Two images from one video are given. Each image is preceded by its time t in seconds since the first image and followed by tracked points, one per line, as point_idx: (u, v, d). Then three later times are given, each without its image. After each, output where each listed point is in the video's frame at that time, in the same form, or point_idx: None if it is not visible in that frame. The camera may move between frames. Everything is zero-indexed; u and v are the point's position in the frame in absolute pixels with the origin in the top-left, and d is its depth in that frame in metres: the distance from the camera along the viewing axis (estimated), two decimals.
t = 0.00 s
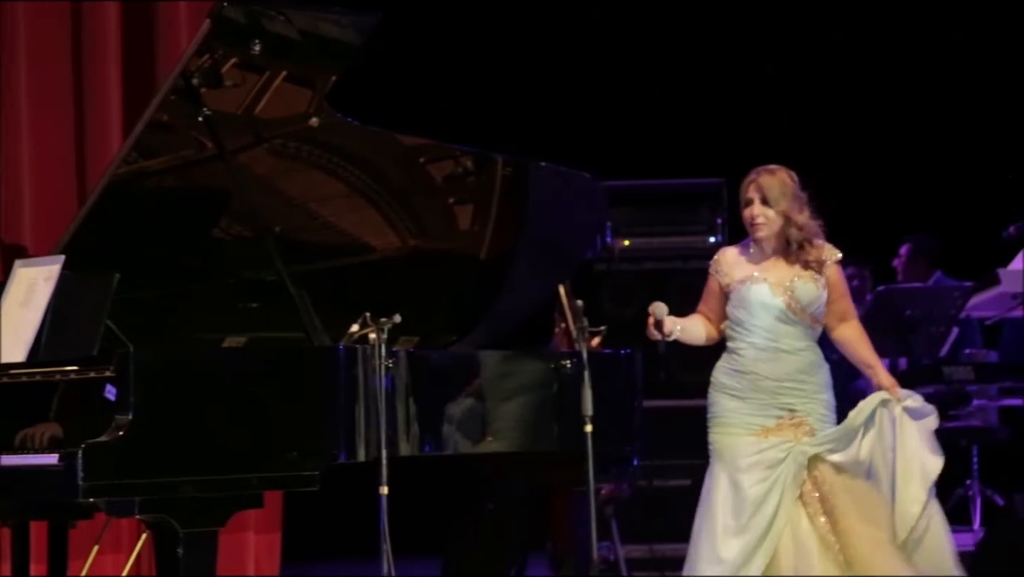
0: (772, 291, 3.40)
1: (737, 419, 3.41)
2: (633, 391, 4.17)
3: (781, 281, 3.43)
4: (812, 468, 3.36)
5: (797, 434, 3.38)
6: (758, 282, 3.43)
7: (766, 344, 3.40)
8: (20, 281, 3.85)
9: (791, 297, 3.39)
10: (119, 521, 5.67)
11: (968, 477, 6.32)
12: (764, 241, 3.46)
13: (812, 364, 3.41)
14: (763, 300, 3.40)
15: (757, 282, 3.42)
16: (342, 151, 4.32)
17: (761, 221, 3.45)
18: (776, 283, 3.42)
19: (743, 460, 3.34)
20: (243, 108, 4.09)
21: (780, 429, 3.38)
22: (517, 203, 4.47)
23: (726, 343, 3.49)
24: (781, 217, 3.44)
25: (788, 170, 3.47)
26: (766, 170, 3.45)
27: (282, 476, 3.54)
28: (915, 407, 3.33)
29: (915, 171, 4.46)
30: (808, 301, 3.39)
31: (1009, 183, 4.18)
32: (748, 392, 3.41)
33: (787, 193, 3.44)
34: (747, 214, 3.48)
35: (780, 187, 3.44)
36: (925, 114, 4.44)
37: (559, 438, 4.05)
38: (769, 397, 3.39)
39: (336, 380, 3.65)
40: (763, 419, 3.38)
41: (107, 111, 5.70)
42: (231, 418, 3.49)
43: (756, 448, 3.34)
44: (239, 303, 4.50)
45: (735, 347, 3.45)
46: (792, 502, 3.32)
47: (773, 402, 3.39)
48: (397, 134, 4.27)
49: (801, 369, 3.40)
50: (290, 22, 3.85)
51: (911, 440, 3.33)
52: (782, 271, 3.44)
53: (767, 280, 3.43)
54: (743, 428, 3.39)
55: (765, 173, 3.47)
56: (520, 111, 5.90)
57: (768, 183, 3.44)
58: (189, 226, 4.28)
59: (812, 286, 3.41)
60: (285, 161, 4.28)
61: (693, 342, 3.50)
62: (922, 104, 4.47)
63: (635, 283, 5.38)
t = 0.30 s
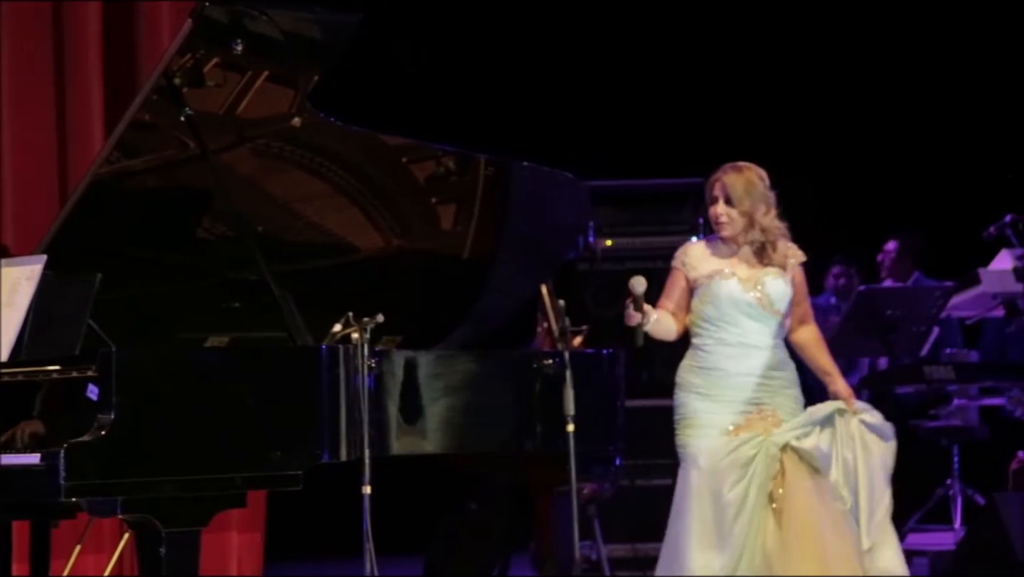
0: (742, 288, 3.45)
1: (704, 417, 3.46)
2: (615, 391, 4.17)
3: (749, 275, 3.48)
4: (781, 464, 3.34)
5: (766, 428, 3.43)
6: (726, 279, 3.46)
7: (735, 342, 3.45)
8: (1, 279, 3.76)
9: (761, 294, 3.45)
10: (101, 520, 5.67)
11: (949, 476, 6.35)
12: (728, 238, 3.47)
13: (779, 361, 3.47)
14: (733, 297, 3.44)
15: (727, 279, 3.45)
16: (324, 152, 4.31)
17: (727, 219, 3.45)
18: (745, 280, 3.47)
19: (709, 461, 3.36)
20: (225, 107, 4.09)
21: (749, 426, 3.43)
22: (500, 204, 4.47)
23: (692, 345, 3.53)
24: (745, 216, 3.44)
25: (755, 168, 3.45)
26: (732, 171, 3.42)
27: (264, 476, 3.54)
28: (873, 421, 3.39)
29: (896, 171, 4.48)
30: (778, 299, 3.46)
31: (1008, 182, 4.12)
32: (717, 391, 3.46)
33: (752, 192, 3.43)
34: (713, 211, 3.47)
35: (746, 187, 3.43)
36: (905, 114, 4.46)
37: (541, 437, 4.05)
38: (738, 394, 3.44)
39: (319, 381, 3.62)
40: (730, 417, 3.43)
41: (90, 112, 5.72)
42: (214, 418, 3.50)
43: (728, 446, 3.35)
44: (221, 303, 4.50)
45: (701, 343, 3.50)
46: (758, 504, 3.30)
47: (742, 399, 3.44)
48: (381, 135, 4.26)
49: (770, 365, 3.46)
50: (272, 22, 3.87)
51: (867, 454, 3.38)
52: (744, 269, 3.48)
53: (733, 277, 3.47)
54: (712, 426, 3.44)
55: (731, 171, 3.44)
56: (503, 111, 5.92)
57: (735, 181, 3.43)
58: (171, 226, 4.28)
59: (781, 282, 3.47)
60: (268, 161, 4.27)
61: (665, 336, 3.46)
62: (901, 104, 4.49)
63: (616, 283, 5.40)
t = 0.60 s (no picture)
0: (729, 289, 3.46)
1: (697, 419, 3.47)
2: (614, 391, 4.16)
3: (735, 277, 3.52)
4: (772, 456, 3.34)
5: (755, 428, 3.41)
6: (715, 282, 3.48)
7: (722, 343, 3.47)
8: None
9: (746, 295, 3.46)
10: (100, 520, 5.67)
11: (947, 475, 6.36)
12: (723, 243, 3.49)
13: (767, 360, 3.48)
14: (717, 300, 3.46)
15: (715, 281, 3.48)
16: (322, 152, 4.30)
17: (725, 224, 3.47)
18: (732, 282, 3.48)
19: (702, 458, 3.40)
20: (223, 107, 4.08)
21: (739, 427, 3.42)
22: (499, 203, 4.46)
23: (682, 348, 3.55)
24: (743, 222, 3.46)
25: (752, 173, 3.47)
26: (732, 176, 3.45)
27: (262, 477, 3.54)
28: (878, 414, 3.47)
29: (893, 171, 4.49)
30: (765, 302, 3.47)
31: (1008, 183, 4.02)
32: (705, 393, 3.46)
33: (751, 200, 3.45)
34: (711, 216, 3.49)
35: (746, 195, 3.45)
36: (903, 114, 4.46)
37: (540, 436, 4.05)
38: (727, 395, 3.44)
39: (318, 379, 3.63)
40: (721, 419, 3.44)
41: (88, 112, 5.72)
42: (212, 418, 3.51)
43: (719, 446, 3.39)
44: (220, 303, 4.49)
45: (690, 346, 3.51)
46: (747, 494, 3.31)
47: (731, 399, 3.44)
48: (380, 136, 4.24)
49: (757, 365, 3.47)
50: (270, 22, 3.87)
51: (871, 451, 3.46)
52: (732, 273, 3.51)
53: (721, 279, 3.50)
54: (703, 428, 3.45)
55: (730, 176, 3.46)
56: (502, 111, 5.92)
57: (735, 186, 3.45)
58: (169, 226, 4.28)
59: (767, 283, 3.50)
60: (266, 161, 4.27)
61: (657, 338, 3.48)
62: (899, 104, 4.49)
63: (615, 283, 5.41)
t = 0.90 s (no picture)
0: (717, 293, 3.36)
1: (691, 427, 3.38)
2: (613, 391, 4.11)
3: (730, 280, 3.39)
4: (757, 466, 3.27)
5: (746, 436, 3.31)
6: (706, 286, 3.39)
7: (711, 347, 3.36)
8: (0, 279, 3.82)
9: (734, 297, 3.35)
10: (99, 520, 5.67)
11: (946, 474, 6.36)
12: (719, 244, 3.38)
13: (761, 364, 3.35)
14: (706, 303, 3.36)
15: (704, 284, 3.38)
16: (321, 152, 4.30)
17: (721, 225, 3.35)
18: (723, 284, 3.37)
19: (695, 473, 3.35)
20: (223, 107, 4.09)
21: (729, 435, 3.32)
22: (498, 203, 4.47)
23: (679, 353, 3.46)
24: (738, 224, 3.34)
25: (752, 174, 3.34)
26: (729, 176, 3.32)
27: (261, 477, 3.54)
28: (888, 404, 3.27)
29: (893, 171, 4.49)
30: (756, 305, 3.34)
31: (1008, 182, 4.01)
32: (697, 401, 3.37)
33: (748, 202, 3.32)
34: (708, 216, 3.37)
35: (743, 195, 3.32)
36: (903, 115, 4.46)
37: (539, 437, 4.03)
38: (716, 401, 3.34)
39: (317, 379, 3.61)
40: (711, 427, 3.35)
41: (88, 112, 5.73)
42: (211, 418, 3.51)
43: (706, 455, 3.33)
44: (220, 303, 4.49)
45: (683, 352, 3.42)
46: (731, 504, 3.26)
47: (720, 407, 3.34)
48: (380, 136, 4.24)
49: (749, 370, 3.34)
50: (270, 22, 3.87)
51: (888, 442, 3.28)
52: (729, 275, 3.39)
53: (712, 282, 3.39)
54: (696, 436, 3.37)
55: (727, 176, 3.34)
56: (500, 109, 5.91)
57: (730, 187, 3.32)
58: (168, 227, 4.27)
59: (760, 286, 3.36)
60: (265, 161, 4.27)
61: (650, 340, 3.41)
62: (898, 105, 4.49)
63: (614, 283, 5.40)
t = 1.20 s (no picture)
0: (708, 282, 3.24)
1: (681, 420, 3.24)
2: (613, 392, 4.12)
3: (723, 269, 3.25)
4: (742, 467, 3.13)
5: (736, 434, 3.16)
6: (697, 275, 3.26)
7: (704, 340, 3.23)
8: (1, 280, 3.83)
9: (725, 288, 3.21)
10: (100, 520, 5.68)
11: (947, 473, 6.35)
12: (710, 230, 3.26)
13: (757, 358, 3.20)
14: (698, 294, 3.24)
15: (694, 273, 3.26)
16: (322, 152, 4.30)
17: (710, 211, 3.23)
18: (716, 274, 3.24)
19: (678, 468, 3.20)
20: (224, 107, 4.08)
21: (721, 430, 3.18)
22: (498, 203, 4.47)
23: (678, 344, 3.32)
24: (726, 210, 3.20)
25: (743, 158, 3.20)
26: (718, 160, 3.19)
27: (262, 477, 3.54)
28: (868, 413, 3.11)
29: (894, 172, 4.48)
30: (746, 296, 3.20)
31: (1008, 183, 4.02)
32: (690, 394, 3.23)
33: (736, 186, 3.18)
34: (699, 201, 3.26)
35: (729, 181, 3.18)
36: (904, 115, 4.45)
37: (540, 437, 4.03)
38: (707, 396, 3.20)
39: (317, 380, 3.63)
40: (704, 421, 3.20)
41: (88, 111, 5.73)
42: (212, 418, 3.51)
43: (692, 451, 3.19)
44: (220, 303, 4.49)
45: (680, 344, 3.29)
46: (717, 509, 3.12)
47: (712, 402, 3.19)
48: (380, 136, 4.24)
49: (743, 364, 3.19)
50: (270, 22, 3.87)
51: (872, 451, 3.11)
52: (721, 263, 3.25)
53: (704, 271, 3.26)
54: (688, 430, 3.23)
55: (717, 160, 3.21)
56: (500, 109, 5.91)
57: (719, 172, 3.19)
58: (168, 226, 4.27)
59: (753, 277, 3.21)
60: (266, 161, 4.27)
61: (641, 327, 3.33)
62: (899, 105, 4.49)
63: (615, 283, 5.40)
